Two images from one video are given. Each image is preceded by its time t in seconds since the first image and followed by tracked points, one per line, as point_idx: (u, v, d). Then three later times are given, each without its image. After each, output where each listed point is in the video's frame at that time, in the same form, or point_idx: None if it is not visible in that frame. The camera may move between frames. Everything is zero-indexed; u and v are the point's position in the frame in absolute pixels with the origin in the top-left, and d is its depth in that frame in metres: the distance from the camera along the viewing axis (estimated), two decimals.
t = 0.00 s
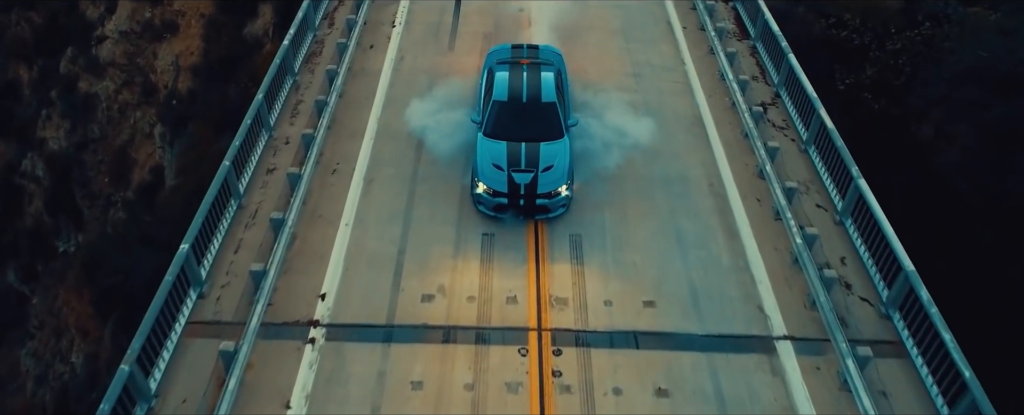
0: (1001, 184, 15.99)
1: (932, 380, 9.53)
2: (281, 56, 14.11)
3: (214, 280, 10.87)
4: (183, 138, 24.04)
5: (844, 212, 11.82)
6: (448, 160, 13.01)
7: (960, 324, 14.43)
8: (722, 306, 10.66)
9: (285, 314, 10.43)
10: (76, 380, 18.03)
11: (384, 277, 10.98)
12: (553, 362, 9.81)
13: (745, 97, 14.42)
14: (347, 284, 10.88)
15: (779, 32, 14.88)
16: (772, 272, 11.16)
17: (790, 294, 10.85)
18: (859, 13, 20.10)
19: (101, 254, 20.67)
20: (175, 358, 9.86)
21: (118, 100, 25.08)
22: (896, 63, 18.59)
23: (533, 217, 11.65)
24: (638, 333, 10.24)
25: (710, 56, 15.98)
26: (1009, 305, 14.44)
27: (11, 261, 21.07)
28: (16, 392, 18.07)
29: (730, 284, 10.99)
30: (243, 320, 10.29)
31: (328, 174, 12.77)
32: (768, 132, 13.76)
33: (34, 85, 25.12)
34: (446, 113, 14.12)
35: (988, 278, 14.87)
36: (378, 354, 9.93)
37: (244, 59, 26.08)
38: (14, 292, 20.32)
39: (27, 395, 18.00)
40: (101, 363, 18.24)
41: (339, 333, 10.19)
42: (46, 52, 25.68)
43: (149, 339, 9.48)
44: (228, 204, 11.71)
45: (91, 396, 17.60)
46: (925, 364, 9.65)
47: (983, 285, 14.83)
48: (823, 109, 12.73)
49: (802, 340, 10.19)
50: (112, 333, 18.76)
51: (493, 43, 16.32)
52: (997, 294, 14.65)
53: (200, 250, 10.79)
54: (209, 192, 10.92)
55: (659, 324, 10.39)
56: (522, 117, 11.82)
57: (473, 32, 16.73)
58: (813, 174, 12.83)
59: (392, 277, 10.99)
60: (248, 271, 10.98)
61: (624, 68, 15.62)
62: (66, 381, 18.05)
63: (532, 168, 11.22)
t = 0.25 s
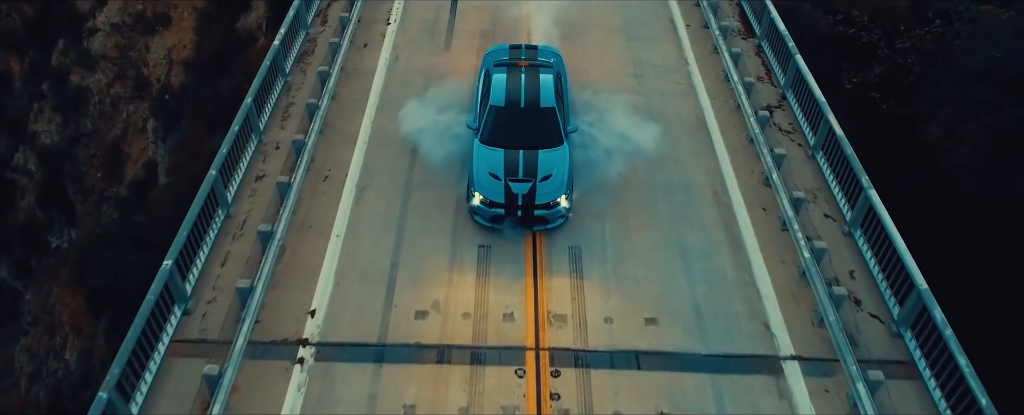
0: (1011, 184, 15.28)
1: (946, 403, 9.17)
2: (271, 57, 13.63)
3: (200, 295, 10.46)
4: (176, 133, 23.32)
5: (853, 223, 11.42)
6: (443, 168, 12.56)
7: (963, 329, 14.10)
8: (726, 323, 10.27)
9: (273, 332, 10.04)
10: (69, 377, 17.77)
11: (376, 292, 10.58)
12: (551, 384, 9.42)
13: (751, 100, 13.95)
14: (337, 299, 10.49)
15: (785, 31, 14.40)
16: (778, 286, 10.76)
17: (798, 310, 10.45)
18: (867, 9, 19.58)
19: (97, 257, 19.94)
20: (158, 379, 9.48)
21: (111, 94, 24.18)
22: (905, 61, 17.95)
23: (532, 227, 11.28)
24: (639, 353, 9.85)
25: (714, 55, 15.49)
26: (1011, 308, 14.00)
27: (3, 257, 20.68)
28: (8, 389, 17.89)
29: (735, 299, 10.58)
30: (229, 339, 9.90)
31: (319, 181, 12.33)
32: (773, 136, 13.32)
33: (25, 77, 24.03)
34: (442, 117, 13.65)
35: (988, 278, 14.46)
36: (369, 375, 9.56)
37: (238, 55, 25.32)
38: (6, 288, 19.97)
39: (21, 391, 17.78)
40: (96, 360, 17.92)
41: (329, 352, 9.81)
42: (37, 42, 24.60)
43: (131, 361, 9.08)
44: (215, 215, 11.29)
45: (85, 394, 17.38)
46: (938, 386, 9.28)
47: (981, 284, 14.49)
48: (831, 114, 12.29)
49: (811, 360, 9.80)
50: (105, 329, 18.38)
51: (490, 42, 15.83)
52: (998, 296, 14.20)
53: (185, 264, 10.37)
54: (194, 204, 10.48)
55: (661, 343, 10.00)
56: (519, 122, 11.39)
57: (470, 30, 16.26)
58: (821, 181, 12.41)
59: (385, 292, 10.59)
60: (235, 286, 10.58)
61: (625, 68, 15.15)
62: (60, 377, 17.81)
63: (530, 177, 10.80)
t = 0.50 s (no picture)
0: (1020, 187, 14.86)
1: None
2: (262, 58, 13.20)
3: (186, 311, 10.09)
4: (169, 128, 22.76)
5: (862, 234, 11.05)
6: (438, 176, 12.13)
7: (965, 328, 13.58)
8: (731, 340, 9.90)
9: (262, 350, 9.68)
10: (65, 375, 16.84)
11: (368, 307, 10.21)
12: (549, 406, 9.06)
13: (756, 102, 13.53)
14: (328, 315, 10.12)
15: (792, 30, 13.97)
16: (785, 300, 10.39)
17: (805, 326, 10.07)
18: (874, 7, 19.22)
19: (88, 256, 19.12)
20: (141, 400, 9.12)
21: (103, 86, 23.35)
22: (915, 60, 17.51)
23: (531, 239, 10.88)
24: (641, 372, 9.50)
25: (719, 54, 15.05)
26: (1018, 309, 13.49)
27: None
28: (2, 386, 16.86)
29: (740, 314, 10.21)
30: (215, 357, 9.55)
31: (311, 187, 11.92)
32: (779, 141, 12.92)
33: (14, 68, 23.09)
34: (437, 121, 13.20)
35: (993, 278, 13.92)
36: (361, 396, 9.21)
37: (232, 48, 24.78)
38: None
39: (15, 387, 16.84)
40: (91, 358, 16.99)
41: (320, 372, 9.47)
42: (28, 31, 23.66)
43: (112, 384, 8.69)
44: (202, 225, 10.88)
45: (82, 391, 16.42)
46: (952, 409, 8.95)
47: (984, 282, 13.97)
48: (840, 119, 11.89)
49: (819, 380, 9.45)
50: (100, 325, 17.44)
51: (488, 40, 15.38)
52: (1003, 296, 13.69)
53: (169, 279, 10.01)
54: (180, 215, 10.02)
55: (663, 362, 9.64)
56: (517, 129, 10.96)
57: (468, 27, 15.80)
58: (828, 189, 12.03)
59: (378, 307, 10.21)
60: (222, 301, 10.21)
61: (626, 68, 14.72)
62: (54, 375, 16.89)
63: (529, 187, 10.38)
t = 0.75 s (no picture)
0: None
1: None
2: (252, 59, 12.79)
3: (172, 326, 9.76)
4: (162, 124, 21.53)
5: (870, 244, 10.71)
6: (433, 183, 11.75)
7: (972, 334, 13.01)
8: (734, 358, 9.60)
9: (250, 368, 9.35)
10: (59, 372, 16.59)
11: (361, 323, 9.88)
12: None
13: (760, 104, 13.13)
14: (319, 331, 9.78)
15: (798, 28, 13.57)
16: (791, 316, 10.06)
17: (811, 342, 9.76)
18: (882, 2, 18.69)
19: (83, 259, 18.31)
20: None
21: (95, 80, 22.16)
22: (923, 58, 17.12)
23: (529, 253, 10.50)
24: (642, 392, 9.17)
25: (723, 53, 14.63)
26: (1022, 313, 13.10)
27: None
28: None
29: (744, 330, 9.90)
30: (202, 376, 9.23)
31: (302, 195, 11.55)
32: (784, 145, 12.54)
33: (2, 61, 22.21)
34: (433, 124, 12.80)
35: (998, 278, 13.53)
36: None
37: (225, 43, 23.57)
38: None
39: (10, 383, 16.67)
40: (85, 355, 16.69)
41: (310, 391, 9.13)
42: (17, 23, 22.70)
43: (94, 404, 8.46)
44: (189, 237, 10.58)
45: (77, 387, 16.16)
46: None
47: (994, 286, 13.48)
48: (848, 124, 11.51)
49: (827, 400, 9.14)
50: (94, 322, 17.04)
51: (485, 39, 14.93)
52: (1009, 297, 13.32)
53: (154, 294, 9.67)
54: (165, 230, 9.86)
55: (665, 380, 9.33)
56: (515, 138, 10.56)
57: (465, 24, 15.36)
58: (835, 196, 11.68)
59: (370, 323, 9.88)
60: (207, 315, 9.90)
61: (628, 68, 14.31)
62: (49, 371, 16.62)
63: (526, 200, 9.95)
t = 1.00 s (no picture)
0: None
1: None
2: (242, 57, 12.42)
3: (159, 339, 9.45)
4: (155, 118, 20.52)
5: (879, 251, 10.40)
6: (429, 188, 11.42)
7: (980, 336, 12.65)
8: (738, 372, 9.30)
9: (239, 383, 9.04)
10: (54, 366, 15.93)
11: (354, 335, 9.59)
12: None
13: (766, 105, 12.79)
14: (311, 343, 9.49)
15: (804, 26, 13.22)
16: (797, 328, 9.76)
17: (817, 355, 9.47)
18: None
19: (77, 259, 17.30)
20: None
21: (87, 72, 21.48)
22: (931, 56, 16.69)
23: (527, 271, 10.10)
24: (644, 407, 8.86)
25: (727, 50, 14.24)
26: None
27: None
28: None
29: (749, 342, 9.60)
30: (190, 391, 8.93)
31: (293, 199, 11.22)
32: (790, 147, 12.20)
33: None
34: (429, 126, 12.44)
35: (1007, 278, 13.23)
36: None
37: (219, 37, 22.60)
38: None
39: (5, 378, 15.85)
40: (81, 350, 15.96)
41: (301, 408, 8.82)
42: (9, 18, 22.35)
43: None
44: (177, 245, 10.26)
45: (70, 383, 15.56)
46: None
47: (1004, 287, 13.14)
48: (856, 127, 11.17)
49: None
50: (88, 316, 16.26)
51: (483, 35, 14.55)
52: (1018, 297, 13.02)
53: (140, 306, 9.34)
54: (151, 240, 9.57)
55: (667, 395, 9.02)
56: (513, 147, 10.21)
57: (462, 20, 14.98)
58: (842, 201, 11.36)
59: (364, 336, 9.58)
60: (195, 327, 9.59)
61: (629, 67, 13.94)
62: (43, 366, 15.92)
63: (524, 214, 9.60)
